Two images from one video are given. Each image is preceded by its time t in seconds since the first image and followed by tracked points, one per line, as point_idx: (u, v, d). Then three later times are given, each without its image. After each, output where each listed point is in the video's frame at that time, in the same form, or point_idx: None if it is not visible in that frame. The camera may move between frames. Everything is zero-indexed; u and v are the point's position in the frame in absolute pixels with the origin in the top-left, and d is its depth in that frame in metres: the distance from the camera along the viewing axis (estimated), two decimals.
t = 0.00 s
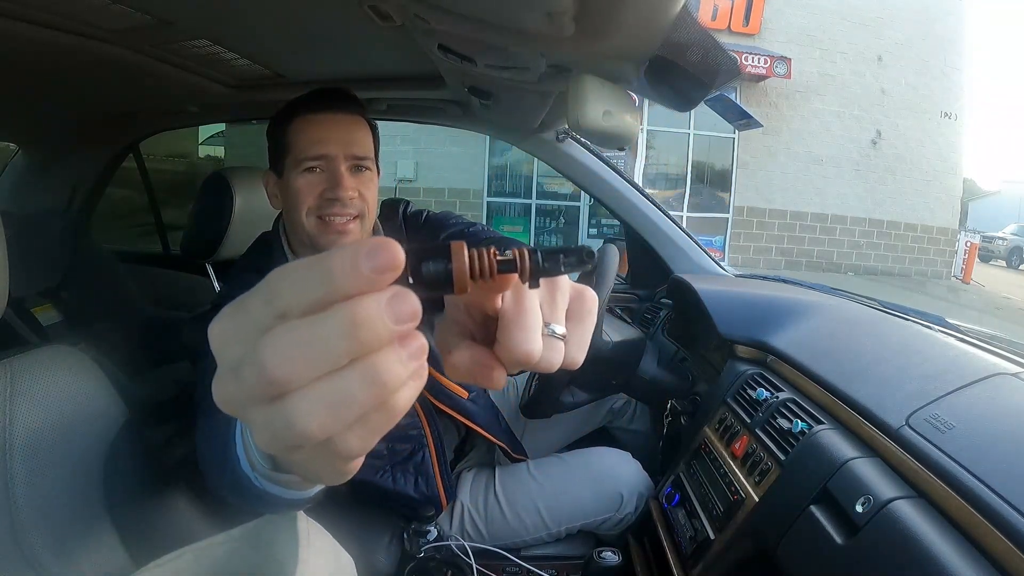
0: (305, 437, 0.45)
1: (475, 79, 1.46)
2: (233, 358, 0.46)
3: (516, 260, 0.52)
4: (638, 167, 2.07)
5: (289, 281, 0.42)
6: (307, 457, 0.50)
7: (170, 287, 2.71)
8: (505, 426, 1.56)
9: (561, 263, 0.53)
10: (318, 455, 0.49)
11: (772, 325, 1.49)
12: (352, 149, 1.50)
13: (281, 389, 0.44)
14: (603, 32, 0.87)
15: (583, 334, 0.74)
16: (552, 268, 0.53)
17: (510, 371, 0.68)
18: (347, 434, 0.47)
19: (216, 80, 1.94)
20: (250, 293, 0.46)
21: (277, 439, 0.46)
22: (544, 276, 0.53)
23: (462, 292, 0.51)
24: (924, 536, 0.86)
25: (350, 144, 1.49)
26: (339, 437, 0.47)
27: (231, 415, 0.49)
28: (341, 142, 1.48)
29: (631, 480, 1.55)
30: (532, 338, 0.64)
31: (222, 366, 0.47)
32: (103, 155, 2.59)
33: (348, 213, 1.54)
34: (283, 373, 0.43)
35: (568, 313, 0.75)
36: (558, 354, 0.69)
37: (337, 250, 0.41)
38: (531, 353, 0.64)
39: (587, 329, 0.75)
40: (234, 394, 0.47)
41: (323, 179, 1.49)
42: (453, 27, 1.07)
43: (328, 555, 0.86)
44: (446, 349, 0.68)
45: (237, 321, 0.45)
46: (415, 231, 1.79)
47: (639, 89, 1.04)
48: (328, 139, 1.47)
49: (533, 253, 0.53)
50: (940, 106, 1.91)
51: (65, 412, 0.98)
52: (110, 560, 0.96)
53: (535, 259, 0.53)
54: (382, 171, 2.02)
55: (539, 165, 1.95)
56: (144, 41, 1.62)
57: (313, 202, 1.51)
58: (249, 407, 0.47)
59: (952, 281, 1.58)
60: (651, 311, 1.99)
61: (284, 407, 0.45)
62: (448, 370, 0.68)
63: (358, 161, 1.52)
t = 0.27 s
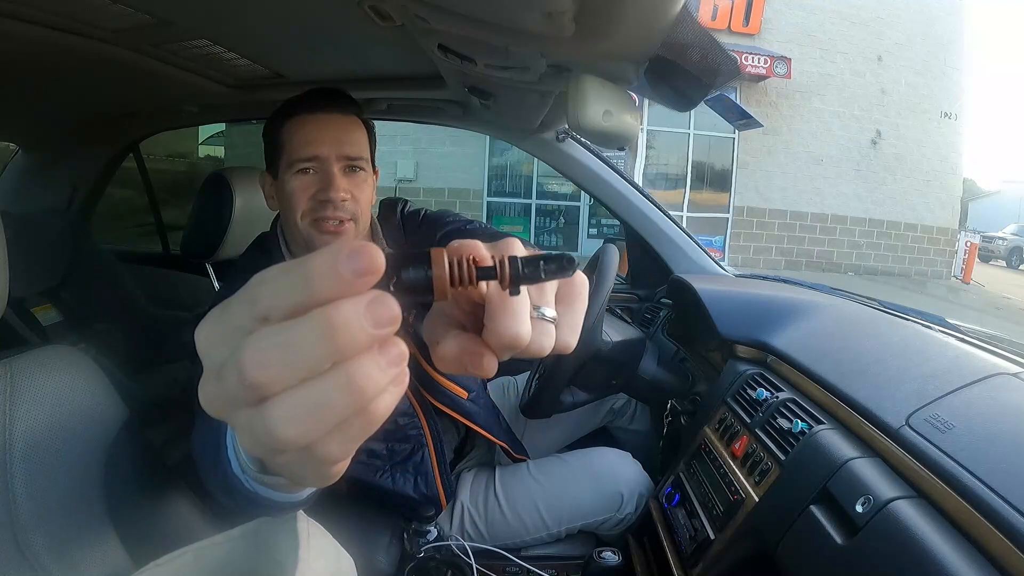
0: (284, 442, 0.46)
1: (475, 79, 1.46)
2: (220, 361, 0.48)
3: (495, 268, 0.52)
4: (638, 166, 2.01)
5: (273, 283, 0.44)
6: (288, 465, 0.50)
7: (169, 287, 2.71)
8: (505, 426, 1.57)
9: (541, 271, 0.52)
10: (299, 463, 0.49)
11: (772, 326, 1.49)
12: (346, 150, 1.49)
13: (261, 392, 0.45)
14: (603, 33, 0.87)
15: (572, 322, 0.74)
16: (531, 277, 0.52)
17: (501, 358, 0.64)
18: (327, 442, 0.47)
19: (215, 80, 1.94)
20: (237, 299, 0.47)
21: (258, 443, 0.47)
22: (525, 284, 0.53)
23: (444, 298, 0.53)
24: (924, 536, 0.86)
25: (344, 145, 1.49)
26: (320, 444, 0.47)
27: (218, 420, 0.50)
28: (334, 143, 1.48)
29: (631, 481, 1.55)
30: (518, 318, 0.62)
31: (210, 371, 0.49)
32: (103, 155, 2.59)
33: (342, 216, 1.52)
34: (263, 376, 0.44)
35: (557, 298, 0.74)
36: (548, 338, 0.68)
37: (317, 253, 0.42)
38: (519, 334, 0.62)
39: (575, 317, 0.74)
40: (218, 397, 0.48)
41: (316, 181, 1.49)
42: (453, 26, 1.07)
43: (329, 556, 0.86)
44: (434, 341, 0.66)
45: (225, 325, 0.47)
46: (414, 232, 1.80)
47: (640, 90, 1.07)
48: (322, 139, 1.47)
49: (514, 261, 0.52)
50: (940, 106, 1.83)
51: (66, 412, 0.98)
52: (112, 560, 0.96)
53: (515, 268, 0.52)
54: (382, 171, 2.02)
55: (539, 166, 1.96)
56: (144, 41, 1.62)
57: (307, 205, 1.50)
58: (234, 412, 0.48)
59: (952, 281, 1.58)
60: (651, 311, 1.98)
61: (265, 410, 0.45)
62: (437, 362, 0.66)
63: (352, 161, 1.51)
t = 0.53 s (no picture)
0: (288, 463, 0.46)
1: (475, 79, 1.46)
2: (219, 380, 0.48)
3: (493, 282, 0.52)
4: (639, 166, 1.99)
5: (269, 307, 0.44)
6: (293, 480, 0.50)
7: (168, 287, 2.71)
8: (505, 426, 1.57)
9: (541, 284, 0.51)
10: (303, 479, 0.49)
11: (772, 326, 1.49)
12: (344, 151, 1.50)
13: (262, 415, 0.45)
14: (603, 32, 0.87)
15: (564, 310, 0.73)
16: (530, 290, 0.51)
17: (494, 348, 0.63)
18: (330, 461, 0.47)
19: (215, 80, 1.94)
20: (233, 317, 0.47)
21: (262, 463, 0.47)
22: (525, 298, 0.52)
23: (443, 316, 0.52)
24: (924, 537, 0.86)
25: (342, 145, 1.49)
26: (324, 464, 0.47)
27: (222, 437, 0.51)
28: (333, 144, 1.48)
29: (631, 482, 1.55)
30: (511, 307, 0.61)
31: (210, 388, 0.49)
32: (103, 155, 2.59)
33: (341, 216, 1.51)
34: (261, 401, 0.44)
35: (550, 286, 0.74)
36: (542, 325, 0.67)
37: (313, 277, 0.42)
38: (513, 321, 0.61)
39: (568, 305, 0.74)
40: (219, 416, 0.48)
41: (314, 181, 1.49)
42: (453, 26, 1.07)
43: (329, 555, 0.86)
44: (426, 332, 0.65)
45: (224, 343, 0.47)
46: (412, 231, 1.79)
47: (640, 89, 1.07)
48: (320, 140, 1.47)
49: (512, 275, 0.52)
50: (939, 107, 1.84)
51: (65, 412, 0.98)
52: (112, 559, 0.96)
53: (514, 282, 0.51)
54: (382, 171, 2.02)
55: (540, 166, 1.96)
56: (144, 41, 1.62)
57: (305, 207, 1.50)
58: (234, 431, 0.48)
59: (952, 281, 1.58)
60: (651, 311, 1.98)
61: (268, 432, 0.45)
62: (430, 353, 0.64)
63: (350, 162, 1.52)
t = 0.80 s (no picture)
0: (293, 470, 0.46)
1: (475, 79, 1.46)
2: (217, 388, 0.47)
3: (495, 281, 0.51)
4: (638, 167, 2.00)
5: (267, 317, 0.43)
6: (297, 484, 0.50)
7: (168, 287, 2.71)
8: (505, 426, 1.57)
9: (543, 281, 0.51)
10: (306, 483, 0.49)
11: (772, 325, 1.49)
12: (344, 151, 1.50)
13: (266, 423, 0.45)
14: (603, 33, 0.87)
15: (568, 313, 0.72)
16: (532, 287, 0.51)
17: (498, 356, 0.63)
18: (338, 465, 0.47)
19: (215, 80, 1.94)
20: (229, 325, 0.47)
21: (266, 470, 0.47)
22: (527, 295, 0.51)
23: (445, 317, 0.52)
24: (924, 537, 0.86)
25: (342, 145, 1.49)
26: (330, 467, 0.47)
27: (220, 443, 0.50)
28: (333, 144, 1.48)
29: (630, 481, 1.55)
30: (513, 314, 0.60)
31: (206, 395, 0.48)
32: (103, 155, 2.59)
33: (341, 217, 1.51)
34: (266, 410, 0.44)
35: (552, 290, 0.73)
36: (546, 330, 0.67)
37: (313, 289, 0.42)
38: (516, 329, 0.60)
39: (571, 308, 0.73)
40: (219, 423, 0.48)
41: (314, 182, 1.49)
42: (453, 26, 1.07)
43: (329, 555, 0.86)
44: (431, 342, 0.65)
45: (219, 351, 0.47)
46: (411, 231, 1.79)
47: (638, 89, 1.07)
48: (320, 139, 1.47)
49: (514, 273, 0.51)
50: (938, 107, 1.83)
51: (65, 412, 0.98)
52: (112, 559, 0.96)
53: (515, 281, 0.51)
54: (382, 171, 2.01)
55: (540, 166, 1.95)
56: (144, 41, 1.62)
57: (305, 207, 1.50)
58: (235, 437, 0.48)
59: (952, 281, 1.58)
60: (651, 311, 1.98)
61: (272, 440, 0.45)
62: (436, 363, 0.64)
63: (350, 162, 1.52)
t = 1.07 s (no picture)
0: (312, 488, 0.47)
1: (475, 79, 1.46)
2: (217, 421, 0.48)
3: (481, 279, 0.48)
4: (638, 167, 2.01)
5: (258, 354, 0.43)
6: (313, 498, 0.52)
7: (168, 287, 2.71)
8: (505, 426, 1.57)
9: (531, 273, 0.48)
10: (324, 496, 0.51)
11: (772, 326, 1.49)
12: (341, 151, 1.50)
13: (279, 453, 0.45)
14: (603, 33, 0.87)
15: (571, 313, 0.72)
16: (521, 281, 0.48)
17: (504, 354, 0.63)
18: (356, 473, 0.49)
19: (215, 80, 1.94)
20: (219, 360, 0.46)
21: (288, 490, 0.48)
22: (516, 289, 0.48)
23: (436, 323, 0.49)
24: (923, 536, 0.86)
25: (339, 146, 1.49)
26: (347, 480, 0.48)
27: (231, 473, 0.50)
28: (329, 145, 1.48)
29: (630, 480, 1.55)
30: (518, 312, 0.60)
31: (206, 429, 0.48)
32: (104, 155, 2.59)
33: (338, 217, 1.51)
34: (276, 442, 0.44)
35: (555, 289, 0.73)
36: (551, 328, 0.66)
37: (302, 325, 0.42)
38: (522, 326, 0.60)
39: (575, 308, 0.73)
40: (226, 453, 0.48)
41: (311, 182, 1.49)
42: (452, 26, 1.07)
43: (328, 555, 0.86)
44: (436, 341, 0.64)
45: (214, 386, 0.47)
46: (410, 230, 1.78)
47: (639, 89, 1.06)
48: (317, 140, 1.47)
49: (500, 269, 0.48)
50: (937, 107, 1.84)
51: (65, 412, 0.98)
52: (112, 559, 0.96)
53: (503, 277, 0.48)
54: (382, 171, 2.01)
55: (540, 166, 1.95)
56: (143, 41, 1.62)
57: (303, 208, 1.50)
58: (249, 468, 0.48)
59: (952, 281, 1.58)
60: (651, 311, 1.98)
61: (288, 466, 0.46)
62: (441, 363, 0.64)
63: (348, 162, 1.52)
